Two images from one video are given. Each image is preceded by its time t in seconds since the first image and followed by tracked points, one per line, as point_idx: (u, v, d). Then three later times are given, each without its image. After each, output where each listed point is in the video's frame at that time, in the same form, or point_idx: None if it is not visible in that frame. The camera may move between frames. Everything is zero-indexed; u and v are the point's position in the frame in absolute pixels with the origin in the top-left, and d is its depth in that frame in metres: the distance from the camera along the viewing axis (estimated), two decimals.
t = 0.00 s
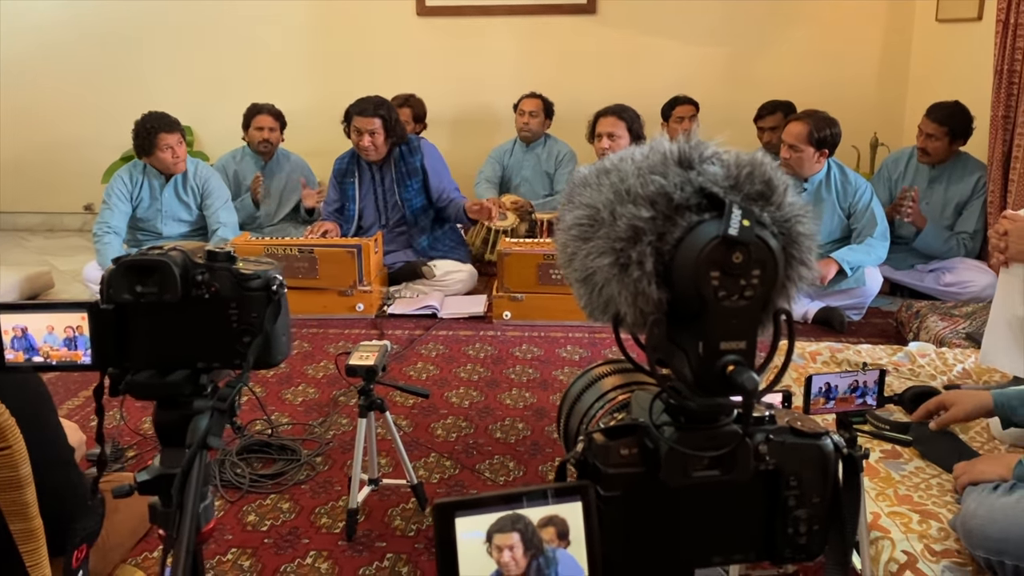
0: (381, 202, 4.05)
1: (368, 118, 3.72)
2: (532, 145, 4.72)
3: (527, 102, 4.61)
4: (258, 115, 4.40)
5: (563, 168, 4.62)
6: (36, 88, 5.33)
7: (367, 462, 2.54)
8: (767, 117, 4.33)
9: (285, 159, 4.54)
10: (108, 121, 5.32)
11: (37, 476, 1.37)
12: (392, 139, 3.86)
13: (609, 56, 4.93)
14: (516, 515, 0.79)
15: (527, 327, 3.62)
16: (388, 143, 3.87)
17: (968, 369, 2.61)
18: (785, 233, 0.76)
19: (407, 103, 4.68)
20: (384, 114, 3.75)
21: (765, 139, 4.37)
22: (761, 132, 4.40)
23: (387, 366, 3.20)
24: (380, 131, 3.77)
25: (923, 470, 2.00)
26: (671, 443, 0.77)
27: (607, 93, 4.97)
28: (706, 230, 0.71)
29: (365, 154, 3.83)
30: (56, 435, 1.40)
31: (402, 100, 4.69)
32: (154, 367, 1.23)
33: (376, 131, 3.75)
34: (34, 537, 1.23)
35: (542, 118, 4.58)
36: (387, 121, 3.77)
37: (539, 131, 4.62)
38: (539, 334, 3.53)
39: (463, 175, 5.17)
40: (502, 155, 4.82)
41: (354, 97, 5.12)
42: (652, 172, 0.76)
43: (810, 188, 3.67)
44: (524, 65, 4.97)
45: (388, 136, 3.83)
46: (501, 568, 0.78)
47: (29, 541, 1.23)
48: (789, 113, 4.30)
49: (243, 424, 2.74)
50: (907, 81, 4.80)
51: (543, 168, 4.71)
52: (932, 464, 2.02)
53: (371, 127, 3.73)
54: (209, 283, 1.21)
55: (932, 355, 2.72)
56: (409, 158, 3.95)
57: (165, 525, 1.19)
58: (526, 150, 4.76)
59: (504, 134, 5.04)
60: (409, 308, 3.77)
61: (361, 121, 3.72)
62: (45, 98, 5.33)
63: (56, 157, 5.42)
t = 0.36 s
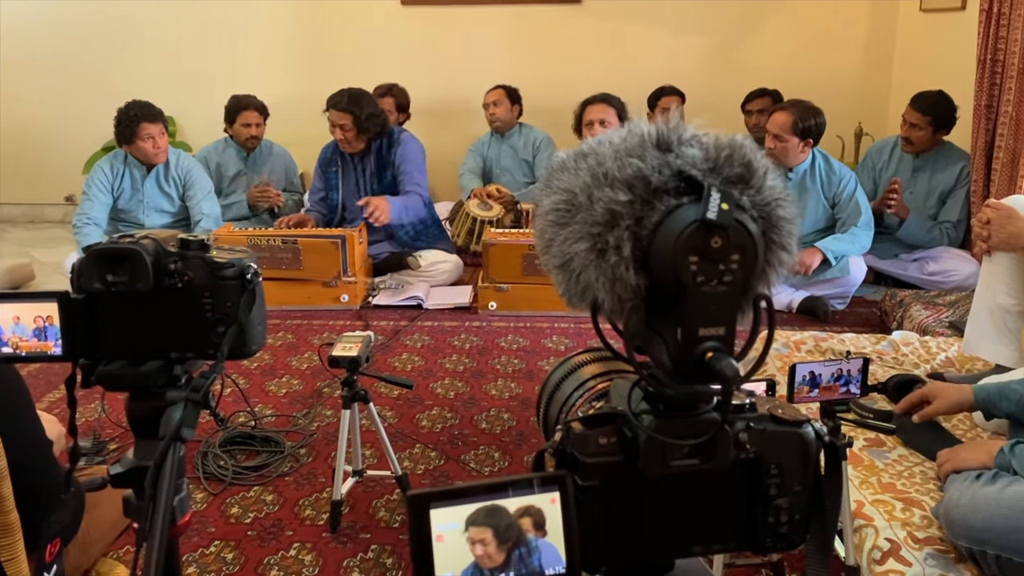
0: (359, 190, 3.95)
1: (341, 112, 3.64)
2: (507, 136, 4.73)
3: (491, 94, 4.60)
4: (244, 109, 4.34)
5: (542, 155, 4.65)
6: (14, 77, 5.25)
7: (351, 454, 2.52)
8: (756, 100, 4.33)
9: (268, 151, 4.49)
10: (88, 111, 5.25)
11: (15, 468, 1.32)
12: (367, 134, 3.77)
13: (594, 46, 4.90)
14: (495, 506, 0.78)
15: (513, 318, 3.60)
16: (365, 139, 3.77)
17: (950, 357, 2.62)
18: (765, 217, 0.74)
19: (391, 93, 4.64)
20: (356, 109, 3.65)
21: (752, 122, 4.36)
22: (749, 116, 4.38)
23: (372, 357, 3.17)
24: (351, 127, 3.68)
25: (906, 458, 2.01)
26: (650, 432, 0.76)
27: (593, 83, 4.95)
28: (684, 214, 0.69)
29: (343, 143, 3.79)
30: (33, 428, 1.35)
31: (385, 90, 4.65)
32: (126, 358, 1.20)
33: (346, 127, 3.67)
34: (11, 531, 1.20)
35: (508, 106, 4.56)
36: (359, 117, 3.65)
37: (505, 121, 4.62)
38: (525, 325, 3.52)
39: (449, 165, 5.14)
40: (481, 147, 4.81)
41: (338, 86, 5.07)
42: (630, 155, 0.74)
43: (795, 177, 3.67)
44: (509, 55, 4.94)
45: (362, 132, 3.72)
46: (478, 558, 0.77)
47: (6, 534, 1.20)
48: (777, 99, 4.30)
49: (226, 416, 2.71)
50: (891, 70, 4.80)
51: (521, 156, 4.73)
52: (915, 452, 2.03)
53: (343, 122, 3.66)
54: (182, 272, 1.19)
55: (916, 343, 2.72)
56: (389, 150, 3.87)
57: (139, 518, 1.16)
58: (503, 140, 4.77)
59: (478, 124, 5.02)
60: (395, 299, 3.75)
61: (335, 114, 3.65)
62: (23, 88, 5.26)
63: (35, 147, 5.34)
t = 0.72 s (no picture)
0: (335, 183, 3.92)
1: (322, 90, 3.63)
2: (488, 126, 4.72)
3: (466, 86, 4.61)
4: (224, 93, 4.31)
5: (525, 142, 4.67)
6: None
7: (337, 446, 2.50)
8: (743, 90, 4.32)
9: (251, 139, 4.44)
10: (69, 101, 5.17)
11: None
12: (346, 114, 3.77)
13: (581, 35, 4.88)
14: (472, 501, 0.76)
15: (500, 309, 3.59)
16: (342, 117, 3.76)
17: (935, 346, 2.63)
18: (751, 201, 0.72)
19: (375, 82, 4.59)
20: (337, 86, 3.66)
21: (739, 111, 4.35)
22: (737, 105, 4.37)
23: (358, 348, 3.15)
24: (333, 104, 3.66)
25: (892, 447, 2.01)
26: (635, 421, 0.74)
27: (579, 72, 4.92)
28: (669, 198, 0.68)
29: (319, 130, 3.74)
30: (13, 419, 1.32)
31: (370, 78, 4.61)
32: (103, 349, 1.18)
33: (328, 104, 3.65)
34: None
35: (485, 96, 4.56)
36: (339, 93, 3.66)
37: (485, 112, 4.61)
38: (512, 316, 3.50)
39: (435, 155, 5.11)
40: (464, 138, 4.77)
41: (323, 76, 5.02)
42: (614, 137, 0.72)
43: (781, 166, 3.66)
44: (495, 45, 4.91)
45: (342, 108, 3.73)
46: (455, 553, 0.76)
47: None
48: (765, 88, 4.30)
49: (210, 408, 2.68)
50: (877, 60, 4.81)
51: (503, 146, 4.73)
52: (901, 440, 2.03)
53: (324, 99, 3.63)
54: (158, 261, 1.16)
55: (901, 333, 2.72)
56: (360, 139, 3.83)
57: (116, 511, 1.14)
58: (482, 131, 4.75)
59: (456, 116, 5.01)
60: (381, 291, 3.72)
61: (314, 93, 3.62)
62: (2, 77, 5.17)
63: (15, 137, 5.26)
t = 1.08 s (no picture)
0: (321, 177, 3.87)
1: (304, 80, 3.57)
2: (474, 118, 4.70)
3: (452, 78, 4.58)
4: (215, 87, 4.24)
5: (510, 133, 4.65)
6: None
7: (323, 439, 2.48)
8: (729, 81, 4.31)
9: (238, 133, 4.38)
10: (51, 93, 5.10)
11: None
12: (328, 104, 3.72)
13: (567, 27, 4.85)
14: (441, 496, 0.75)
15: (487, 301, 3.57)
16: (326, 106, 3.72)
17: (921, 336, 2.63)
18: (731, 188, 0.71)
19: (364, 73, 4.55)
20: (318, 76, 3.61)
21: (725, 102, 4.34)
22: (722, 96, 4.36)
23: (343, 341, 3.13)
24: (316, 93, 3.61)
25: (877, 437, 2.01)
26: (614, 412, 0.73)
27: (566, 63, 4.91)
28: (648, 185, 0.67)
29: (303, 121, 3.67)
30: None
31: (357, 70, 4.56)
32: (78, 342, 1.16)
33: (311, 93, 3.59)
34: None
35: (470, 88, 4.53)
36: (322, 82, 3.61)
37: (472, 103, 4.58)
38: (499, 308, 3.49)
39: (421, 147, 5.08)
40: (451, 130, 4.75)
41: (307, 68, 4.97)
42: (591, 124, 0.71)
43: (767, 158, 3.67)
44: (481, 36, 4.88)
45: (324, 97, 3.67)
46: (426, 548, 0.75)
47: None
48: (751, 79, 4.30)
49: (195, 402, 2.66)
50: (863, 51, 4.81)
51: (489, 137, 4.71)
52: (885, 431, 2.03)
53: (308, 88, 3.57)
54: (134, 252, 1.15)
55: (887, 323, 2.73)
56: (344, 130, 3.81)
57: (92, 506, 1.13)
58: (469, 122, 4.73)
59: (444, 107, 4.98)
60: (367, 283, 3.70)
61: (297, 84, 3.56)
62: None
63: None
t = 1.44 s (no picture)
0: (310, 168, 3.86)
1: (298, 71, 3.58)
2: (462, 110, 4.67)
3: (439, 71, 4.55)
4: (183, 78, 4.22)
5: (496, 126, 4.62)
6: None
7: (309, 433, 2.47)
8: (715, 73, 4.30)
9: (219, 122, 4.36)
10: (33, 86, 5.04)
11: None
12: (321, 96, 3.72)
13: (554, 20, 4.83)
14: (416, 489, 0.74)
15: (475, 294, 3.56)
16: (318, 98, 3.72)
17: (906, 328, 2.64)
18: (706, 177, 0.70)
19: (351, 67, 4.52)
20: (312, 67, 3.62)
21: (712, 95, 4.34)
22: (709, 88, 4.36)
23: (330, 335, 3.11)
24: (310, 84, 3.62)
25: (862, 428, 2.02)
26: (589, 405, 0.72)
27: (553, 56, 4.89)
28: (621, 174, 0.66)
29: (296, 113, 3.68)
30: None
31: (345, 63, 4.53)
32: (51, 336, 1.15)
33: (305, 84, 3.60)
34: None
35: (458, 81, 4.51)
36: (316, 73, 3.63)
37: (459, 95, 4.55)
38: (486, 301, 3.48)
39: (408, 140, 5.05)
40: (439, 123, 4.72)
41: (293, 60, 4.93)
42: (564, 112, 0.70)
43: (754, 150, 3.68)
44: (468, 29, 4.85)
45: (318, 88, 3.68)
46: (400, 542, 0.74)
47: None
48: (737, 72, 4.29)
49: (180, 397, 2.64)
50: (850, 44, 4.81)
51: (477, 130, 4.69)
52: (871, 422, 2.04)
53: (302, 79, 3.58)
54: (107, 244, 1.13)
55: (873, 315, 2.73)
56: (336, 122, 3.80)
57: (65, 503, 1.10)
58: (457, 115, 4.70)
59: (431, 99, 4.95)
60: (354, 277, 3.68)
61: (291, 74, 3.58)
62: None
63: None
